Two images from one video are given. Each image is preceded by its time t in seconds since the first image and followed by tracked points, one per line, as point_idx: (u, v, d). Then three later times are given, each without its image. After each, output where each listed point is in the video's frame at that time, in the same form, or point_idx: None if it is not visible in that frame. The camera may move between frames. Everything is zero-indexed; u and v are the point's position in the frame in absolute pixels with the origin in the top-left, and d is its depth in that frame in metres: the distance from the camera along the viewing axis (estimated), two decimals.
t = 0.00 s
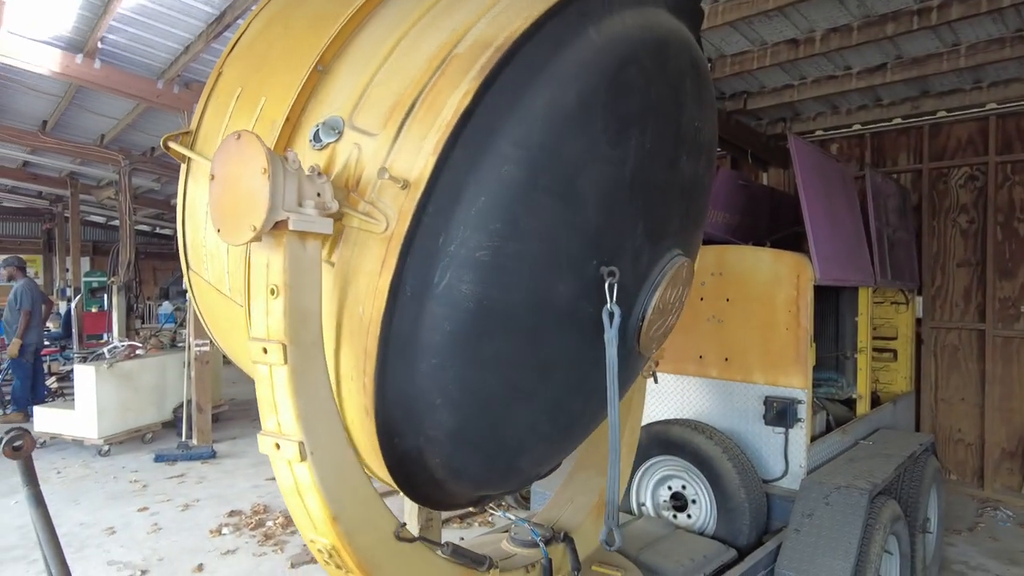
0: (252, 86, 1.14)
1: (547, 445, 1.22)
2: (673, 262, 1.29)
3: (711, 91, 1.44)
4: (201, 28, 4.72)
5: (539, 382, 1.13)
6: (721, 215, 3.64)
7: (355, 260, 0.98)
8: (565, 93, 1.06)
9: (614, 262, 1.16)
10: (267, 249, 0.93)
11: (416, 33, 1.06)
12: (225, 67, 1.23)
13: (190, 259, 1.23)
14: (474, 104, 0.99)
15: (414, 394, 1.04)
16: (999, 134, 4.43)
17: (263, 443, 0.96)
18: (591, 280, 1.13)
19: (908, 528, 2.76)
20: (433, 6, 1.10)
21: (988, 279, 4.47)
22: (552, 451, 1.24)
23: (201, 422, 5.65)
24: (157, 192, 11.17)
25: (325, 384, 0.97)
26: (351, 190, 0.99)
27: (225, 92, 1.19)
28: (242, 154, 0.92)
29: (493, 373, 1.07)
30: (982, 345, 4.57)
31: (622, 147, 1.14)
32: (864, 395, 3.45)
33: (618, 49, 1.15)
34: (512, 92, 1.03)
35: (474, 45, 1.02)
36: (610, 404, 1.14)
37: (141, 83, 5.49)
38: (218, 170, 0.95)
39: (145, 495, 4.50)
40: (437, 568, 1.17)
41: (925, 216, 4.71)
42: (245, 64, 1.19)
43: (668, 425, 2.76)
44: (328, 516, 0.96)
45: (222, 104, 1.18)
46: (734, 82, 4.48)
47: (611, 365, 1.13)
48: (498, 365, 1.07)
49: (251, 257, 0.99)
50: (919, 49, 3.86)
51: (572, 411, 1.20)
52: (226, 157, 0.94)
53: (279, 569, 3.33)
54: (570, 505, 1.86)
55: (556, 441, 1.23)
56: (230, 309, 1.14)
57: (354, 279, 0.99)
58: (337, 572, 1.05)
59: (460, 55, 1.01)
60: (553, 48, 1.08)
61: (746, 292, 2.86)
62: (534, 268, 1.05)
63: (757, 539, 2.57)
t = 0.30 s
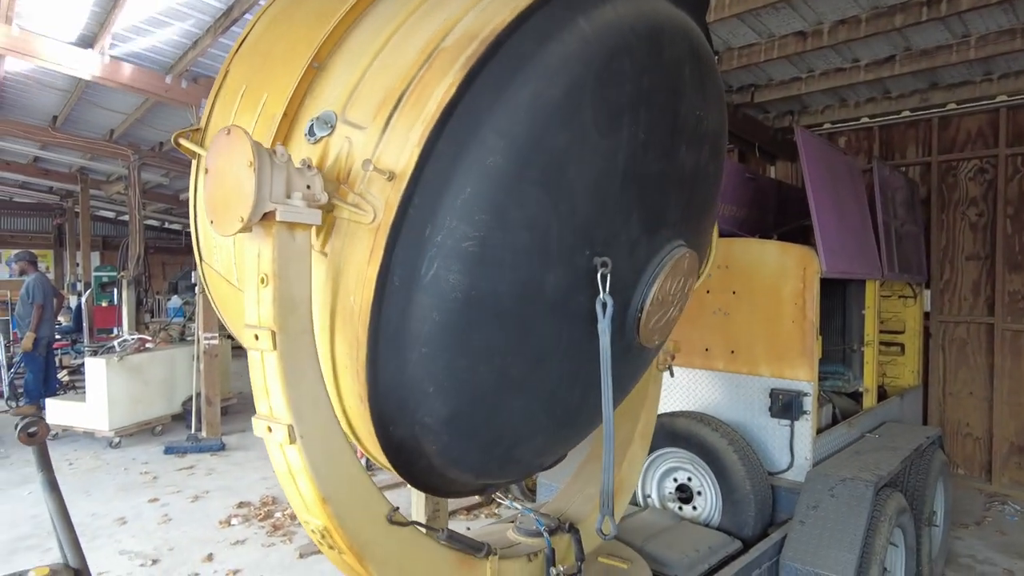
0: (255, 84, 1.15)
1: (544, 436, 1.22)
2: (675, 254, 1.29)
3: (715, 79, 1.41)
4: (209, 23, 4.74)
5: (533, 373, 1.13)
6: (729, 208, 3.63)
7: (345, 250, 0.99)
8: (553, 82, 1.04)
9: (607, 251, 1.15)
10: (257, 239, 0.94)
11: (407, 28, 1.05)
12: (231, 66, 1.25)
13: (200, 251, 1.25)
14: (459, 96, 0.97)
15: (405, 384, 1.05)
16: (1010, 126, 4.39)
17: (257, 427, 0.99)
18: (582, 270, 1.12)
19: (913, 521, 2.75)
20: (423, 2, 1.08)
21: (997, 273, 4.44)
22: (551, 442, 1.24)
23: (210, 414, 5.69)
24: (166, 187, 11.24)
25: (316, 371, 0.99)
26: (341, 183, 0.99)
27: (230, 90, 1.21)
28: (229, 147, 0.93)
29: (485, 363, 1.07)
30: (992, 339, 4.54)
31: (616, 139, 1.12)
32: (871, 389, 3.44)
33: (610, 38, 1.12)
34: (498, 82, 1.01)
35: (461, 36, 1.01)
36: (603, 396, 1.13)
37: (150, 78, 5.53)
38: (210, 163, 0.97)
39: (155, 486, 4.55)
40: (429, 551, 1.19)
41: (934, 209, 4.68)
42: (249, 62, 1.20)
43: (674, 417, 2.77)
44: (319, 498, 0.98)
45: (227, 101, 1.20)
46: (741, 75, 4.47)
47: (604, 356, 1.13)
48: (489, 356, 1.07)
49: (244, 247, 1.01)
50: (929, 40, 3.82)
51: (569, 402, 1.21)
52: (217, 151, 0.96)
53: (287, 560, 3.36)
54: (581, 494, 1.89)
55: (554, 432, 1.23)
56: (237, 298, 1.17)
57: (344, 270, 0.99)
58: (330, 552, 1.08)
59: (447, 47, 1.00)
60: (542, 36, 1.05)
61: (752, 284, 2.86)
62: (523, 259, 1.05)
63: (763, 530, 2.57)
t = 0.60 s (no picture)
0: (258, 87, 1.18)
1: (540, 428, 1.24)
2: (674, 250, 1.29)
3: (712, 74, 1.41)
4: (215, 22, 4.77)
5: (526, 368, 1.14)
6: (733, 206, 3.65)
7: (336, 245, 1.01)
8: (537, 80, 1.04)
9: (598, 247, 1.15)
10: (249, 234, 0.97)
11: (398, 31, 1.06)
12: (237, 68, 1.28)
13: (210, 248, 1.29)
14: (444, 96, 0.98)
15: (396, 375, 1.07)
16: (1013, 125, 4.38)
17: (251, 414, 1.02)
18: (571, 265, 1.12)
19: (914, 518, 2.76)
20: (416, 4, 1.09)
21: (1001, 272, 4.44)
22: (549, 435, 1.26)
23: (216, 410, 5.73)
24: (172, 185, 11.30)
25: (307, 360, 1.02)
26: (334, 180, 1.01)
27: (237, 92, 1.23)
28: (225, 147, 0.97)
29: (475, 355, 1.09)
30: (995, 338, 4.54)
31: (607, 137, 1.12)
32: (873, 386, 3.45)
33: (597, 36, 1.11)
34: (483, 80, 1.01)
35: (448, 37, 1.02)
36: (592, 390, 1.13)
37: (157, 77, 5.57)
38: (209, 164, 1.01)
39: (160, 481, 4.59)
40: (422, 537, 1.22)
41: (938, 208, 4.68)
42: (255, 65, 1.23)
43: (675, 413, 2.79)
44: (309, 483, 1.01)
45: (233, 104, 1.23)
46: (744, 74, 4.48)
47: (592, 350, 1.12)
48: (479, 349, 1.09)
49: (240, 243, 1.05)
50: (933, 39, 3.82)
51: (565, 396, 1.22)
52: (215, 151, 1.00)
53: (291, 554, 3.39)
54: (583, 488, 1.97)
55: (551, 425, 1.25)
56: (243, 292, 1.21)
57: (336, 264, 1.02)
58: (323, 537, 1.11)
59: (435, 48, 1.01)
60: (530, 34, 1.05)
61: (754, 282, 2.87)
62: (510, 254, 1.06)
63: (764, 527, 2.57)
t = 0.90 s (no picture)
0: (255, 87, 1.22)
1: (530, 418, 1.27)
2: (662, 243, 1.32)
3: (701, 70, 1.43)
4: (219, 21, 4.82)
5: (512, 358, 1.17)
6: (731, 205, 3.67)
7: (321, 237, 1.05)
8: (516, 76, 1.07)
9: (581, 241, 1.17)
10: (236, 225, 1.01)
11: (385, 31, 1.10)
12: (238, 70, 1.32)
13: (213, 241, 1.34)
14: (423, 93, 1.01)
15: (381, 363, 1.11)
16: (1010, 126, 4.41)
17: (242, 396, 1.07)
18: (554, 258, 1.14)
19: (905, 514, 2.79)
20: (403, 6, 1.13)
21: (997, 272, 4.46)
22: (539, 423, 1.29)
23: (217, 406, 5.77)
24: (174, 183, 11.36)
25: (292, 346, 1.06)
26: (320, 174, 1.05)
27: (236, 92, 1.28)
28: (213, 143, 1.02)
29: (461, 345, 1.12)
30: (991, 338, 4.56)
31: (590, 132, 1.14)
32: (868, 384, 3.48)
33: (578, 33, 1.13)
34: (463, 77, 1.04)
35: (429, 37, 1.05)
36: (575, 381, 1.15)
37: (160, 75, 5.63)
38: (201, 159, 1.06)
39: (161, 475, 4.63)
40: (411, 522, 1.26)
41: (935, 209, 4.70)
42: (253, 66, 1.27)
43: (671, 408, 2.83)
44: (295, 464, 1.06)
45: (233, 104, 1.27)
46: (742, 74, 4.51)
47: (575, 341, 1.14)
48: (464, 339, 1.11)
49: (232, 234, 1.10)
50: (929, 40, 3.85)
51: (555, 386, 1.25)
52: (206, 147, 1.04)
53: (291, 547, 3.43)
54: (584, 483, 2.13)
55: (541, 415, 1.28)
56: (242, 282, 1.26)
57: (322, 256, 1.05)
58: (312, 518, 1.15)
59: (417, 47, 1.05)
60: (508, 33, 1.09)
61: (750, 279, 2.90)
62: (493, 247, 1.08)
63: (757, 520, 2.60)
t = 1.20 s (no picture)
0: (244, 89, 1.29)
1: (504, 404, 1.32)
2: (635, 238, 1.36)
3: (676, 67, 1.48)
4: (221, 23, 4.90)
5: (483, 346, 1.22)
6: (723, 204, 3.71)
7: (297, 229, 1.12)
8: (483, 73, 1.12)
9: (548, 235, 1.22)
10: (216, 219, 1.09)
11: (361, 35, 1.16)
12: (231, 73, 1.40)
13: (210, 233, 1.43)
14: (389, 93, 1.07)
15: (357, 349, 1.18)
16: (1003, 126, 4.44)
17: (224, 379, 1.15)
18: (521, 251, 1.19)
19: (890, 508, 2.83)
20: (380, 11, 1.19)
21: (989, 271, 4.50)
22: (517, 410, 1.35)
23: (218, 402, 5.84)
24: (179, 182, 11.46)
25: (270, 331, 1.14)
26: (296, 171, 1.11)
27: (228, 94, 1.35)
28: (193, 142, 1.09)
29: (433, 331, 1.18)
30: (983, 336, 4.60)
31: (557, 129, 1.20)
32: (857, 381, 3.52)
33: (543, 32, 1.18)
34: (430, 75, 1.09)
35: (396, 39, 1.10)
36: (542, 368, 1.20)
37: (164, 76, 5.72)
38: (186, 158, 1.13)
39: (163, 469, 4.70)
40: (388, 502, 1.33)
41: (929, 209, 4.74)
42: (243, 69, 1.34)
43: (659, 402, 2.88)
44: (271, 442, 1.13)
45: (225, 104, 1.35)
46: (737, 75, 4.55)
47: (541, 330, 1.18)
48: (436, 327, 1.18)
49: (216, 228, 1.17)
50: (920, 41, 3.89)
51: (530, 374, 1.31)
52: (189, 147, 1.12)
53: (288, 538, 3.49)
54: (576, 475, 2.19)
55: (518, 402, 1.33)
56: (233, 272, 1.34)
57: (299, 247, 1.12)
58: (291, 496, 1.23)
59: (386, 49, 1.10)
60: (477, 32, 1.13)
61: (738, 276, 2.94)
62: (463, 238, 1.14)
63: (742, 512, 2.64)
